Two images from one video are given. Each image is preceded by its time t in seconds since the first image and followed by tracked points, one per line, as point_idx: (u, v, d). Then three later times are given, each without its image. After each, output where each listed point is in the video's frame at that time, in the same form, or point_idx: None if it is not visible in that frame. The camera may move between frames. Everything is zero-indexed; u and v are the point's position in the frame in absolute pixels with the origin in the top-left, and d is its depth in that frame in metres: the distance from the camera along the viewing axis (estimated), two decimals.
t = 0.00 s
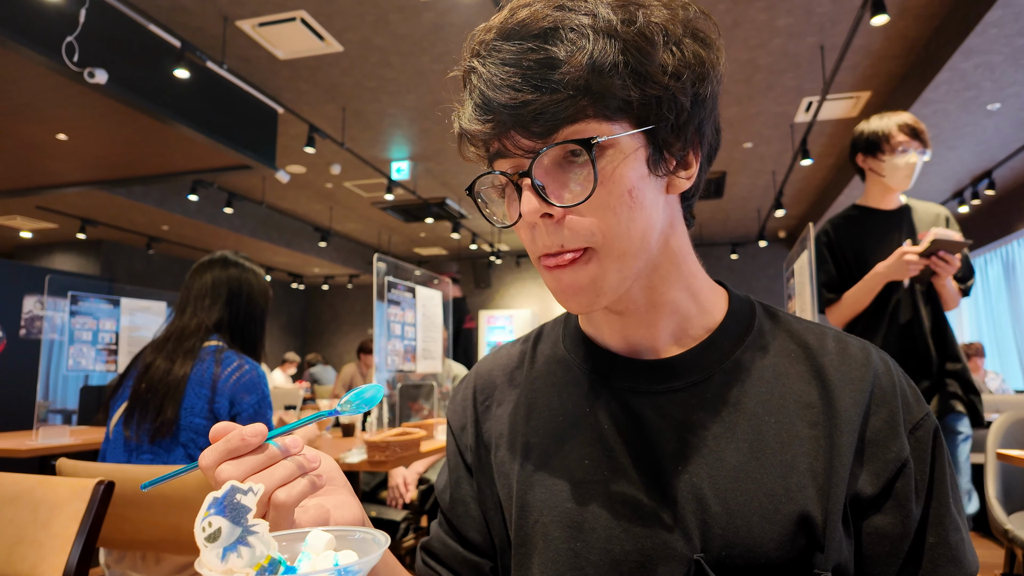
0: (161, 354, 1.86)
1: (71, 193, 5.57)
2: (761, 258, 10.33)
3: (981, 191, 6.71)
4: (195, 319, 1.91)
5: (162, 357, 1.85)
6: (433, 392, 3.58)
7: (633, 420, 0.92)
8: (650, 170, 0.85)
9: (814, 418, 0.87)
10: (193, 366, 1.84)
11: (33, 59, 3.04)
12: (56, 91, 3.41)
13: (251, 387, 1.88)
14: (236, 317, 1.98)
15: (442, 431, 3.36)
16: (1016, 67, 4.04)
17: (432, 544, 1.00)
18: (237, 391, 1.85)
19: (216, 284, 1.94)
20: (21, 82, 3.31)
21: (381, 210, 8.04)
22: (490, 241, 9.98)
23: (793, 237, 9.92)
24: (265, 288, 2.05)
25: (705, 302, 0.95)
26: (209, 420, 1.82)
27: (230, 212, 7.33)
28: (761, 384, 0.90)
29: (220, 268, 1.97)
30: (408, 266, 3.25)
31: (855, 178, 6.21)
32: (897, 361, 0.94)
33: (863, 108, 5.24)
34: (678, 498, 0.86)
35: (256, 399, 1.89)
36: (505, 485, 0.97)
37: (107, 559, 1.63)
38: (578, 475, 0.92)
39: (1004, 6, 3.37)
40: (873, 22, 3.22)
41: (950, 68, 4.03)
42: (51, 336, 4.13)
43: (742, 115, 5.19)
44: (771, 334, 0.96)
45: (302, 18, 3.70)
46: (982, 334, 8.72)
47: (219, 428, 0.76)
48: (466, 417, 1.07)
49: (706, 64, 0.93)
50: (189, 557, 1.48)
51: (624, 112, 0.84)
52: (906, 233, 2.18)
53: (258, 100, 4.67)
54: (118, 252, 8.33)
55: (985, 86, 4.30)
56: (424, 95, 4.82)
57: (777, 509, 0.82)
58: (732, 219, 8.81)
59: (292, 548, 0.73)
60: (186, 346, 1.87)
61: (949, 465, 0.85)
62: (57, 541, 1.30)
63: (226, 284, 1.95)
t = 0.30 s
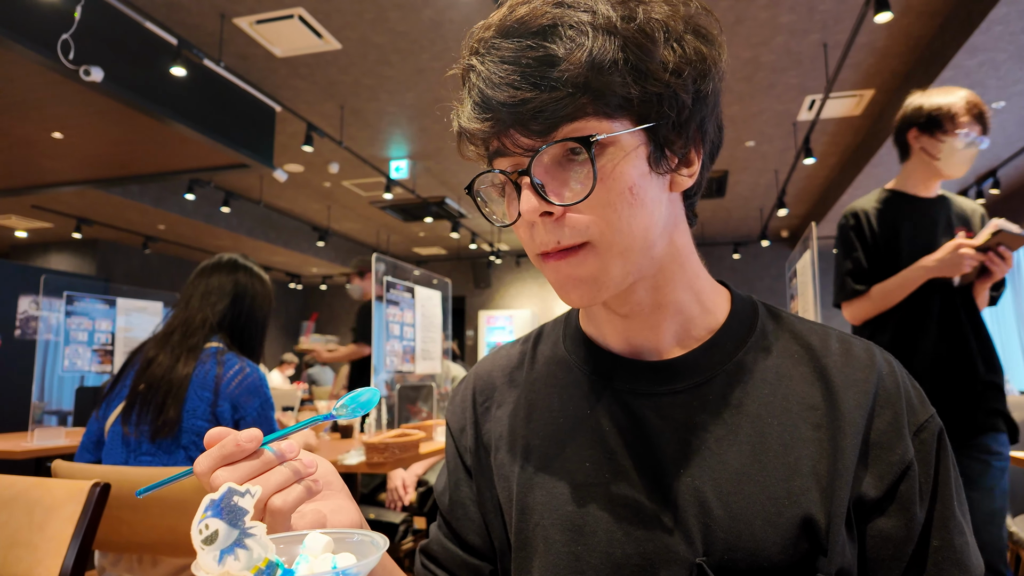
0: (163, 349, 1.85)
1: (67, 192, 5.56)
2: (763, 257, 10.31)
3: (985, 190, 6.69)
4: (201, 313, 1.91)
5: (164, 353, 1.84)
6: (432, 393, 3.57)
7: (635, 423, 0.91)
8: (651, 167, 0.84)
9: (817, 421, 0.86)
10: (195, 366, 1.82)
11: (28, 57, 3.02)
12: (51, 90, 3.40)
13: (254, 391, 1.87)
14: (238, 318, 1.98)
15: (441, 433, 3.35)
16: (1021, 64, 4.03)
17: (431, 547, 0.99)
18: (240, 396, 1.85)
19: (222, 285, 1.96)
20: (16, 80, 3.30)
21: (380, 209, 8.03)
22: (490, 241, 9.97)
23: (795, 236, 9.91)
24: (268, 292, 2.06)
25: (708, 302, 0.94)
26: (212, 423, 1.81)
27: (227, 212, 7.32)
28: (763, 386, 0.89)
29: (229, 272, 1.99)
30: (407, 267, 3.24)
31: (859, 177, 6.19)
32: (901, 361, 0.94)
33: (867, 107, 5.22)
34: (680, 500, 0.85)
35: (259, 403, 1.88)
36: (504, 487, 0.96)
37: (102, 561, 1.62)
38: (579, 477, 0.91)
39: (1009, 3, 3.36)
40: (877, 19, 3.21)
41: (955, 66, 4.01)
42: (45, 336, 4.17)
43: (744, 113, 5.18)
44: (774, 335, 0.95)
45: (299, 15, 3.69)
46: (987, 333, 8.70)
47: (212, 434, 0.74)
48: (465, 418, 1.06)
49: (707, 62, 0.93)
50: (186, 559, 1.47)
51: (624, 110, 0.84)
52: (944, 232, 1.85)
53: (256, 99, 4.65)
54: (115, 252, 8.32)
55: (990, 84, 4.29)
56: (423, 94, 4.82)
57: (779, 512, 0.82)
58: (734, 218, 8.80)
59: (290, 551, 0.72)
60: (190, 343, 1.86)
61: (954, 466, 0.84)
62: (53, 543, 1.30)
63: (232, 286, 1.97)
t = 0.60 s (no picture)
0: (160, 349, 1.84)
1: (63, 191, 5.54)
2: (766, 257, 10.30)
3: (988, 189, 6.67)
4: (198, 313, 1.90)
5: (162, 353, 1.83)
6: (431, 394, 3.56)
7: (637, 425, 0.90)
8: (643, 165, 0.83)
9: (822, 422, 0.85)
10: (192, 367, 1.81)
11: (23, 54, 3.01)
12: (48, 87, 3.39)
13: (249, 393, 1.85)
14: (236, 319, 1.96)
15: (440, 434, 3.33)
16: None
17: (432, 550, 0.99)
18: (235, 397, 1.83)
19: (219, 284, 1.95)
20: (13, 78, 3.29)
21: (378, 208, 8.01)
22: (490, 240, 9.95)
23: (799, 236, 9.89)
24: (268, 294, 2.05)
25: (709, 301, 0.93)
26: (206, 426, 1.81)
27: (224, 211, 7.31)
28: (766, 387, 0.88)
29: (226, 271, 1.99)
30: (406, 266, 3.23)
31: (863, 176, 6.18)
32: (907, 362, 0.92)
33: (870, 105, 5.21)
34: (682, 502, 0.84)
35: (254, 405, 1.85)
36: (505, 490, 0.95)
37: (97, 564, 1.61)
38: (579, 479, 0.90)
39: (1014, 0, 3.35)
40: (881, 16, 3.20)
41: (959, 63, 4.00)
42: (39, 336, 4.15)
43: (746, 111, 5.17)
44: (777, 336, 0.94)
45: (297, 12, 3.68)
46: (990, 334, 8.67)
47: (218, 436, 0.74)
48: (466, 420, 1.05)
49: (699, 55, 0.91)
50: (182, 562, 1.46)
51: (612, 108, 0.83)
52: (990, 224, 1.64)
53: (253, 97, 4.64)
54: (111, 251, 8.31)
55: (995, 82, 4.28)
56: (422, 92, 4.80)
57: (784, 515, 0.81)
58: (737, 217, 8.78)
59: (287, 554, 0.72)
60: (187, 343, 1.86)
61: (960, 469, 0.83)
62: (47, 546, 1.29)
63: (230, 286, 1.96)
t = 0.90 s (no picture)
0: (151, 350, 1.83)
1: (58, 190, 5.52)
2: (768, 256, 10.29)
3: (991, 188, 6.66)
4: (188, 315, 1.87)
5: (153, 354, 1.82)
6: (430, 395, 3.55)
7: (638, 426, 0.90)
8: (632, 166, 0.83)
9: (823, 422, 0.85)
10: (181, 370, 1.80)
11: (18, 52, 2.99)
12: (44, 84, 3.37)
13: (239, 397, 1.81)
14: (228, 319, 1.94)
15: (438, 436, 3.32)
16: None
17: (430, 553, 0.97)
18: (226, 400, 1.80)
19: (209, 283, 1.91)
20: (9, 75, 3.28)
21: (377, 207, 7.99)
22: (489, 240, 9.94)
23: (802, 235, 9.88)
24: (259, 294, 2.02)
25: (709, 301, 0.92)
26: (196, 432, 1.79)
27: (222, 210, 7.29)
28: (767, 387, 0.87)
29: (215, 269, 1.94)
30: (405, 266, 3.22)
31: (866, 174, 6.17)
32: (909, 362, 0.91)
33: (874, 103, 5.20)
34: (681, 503, 0.84)
35: (243, 408, 1.81)
36: (505, 491, 0.94)
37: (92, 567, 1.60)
38: (578, 480, 0.90)
39: None
40: (884, 13, 3.19)
41: (964, 60, 4.00)
42: (36, 337, 4.14)
43: (749, 109, 5.16)
44: (778, 336, 0.93)
45: (295, 9, 3.67)
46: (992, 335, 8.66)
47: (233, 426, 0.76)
48: (465, 422, 1.04)
49: (690, 53, 0.90)
50: (178, 565, 1.45)
51: (597, 110, 0.83)
52: None
53: (252, 96, 4.62)
54: (106, 250, 8.28)
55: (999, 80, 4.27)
56: (421, 90, 4.79)
57: (784, 516, 0.80)
58: (740, 216, 8.77)
59: (285, 556, 0.72)
60: (178, 345, 1.83)
61: (962, 469, 0.82)
62: (43, 548, 1.28)
63: (220, 284, 1.92)
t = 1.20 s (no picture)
0: (141, 352, 1.81)
1: (53, 189, 5.49)
2: (771, 256, 10.28)
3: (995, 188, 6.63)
4: (177, 316, 1.86)
5: (143, 356, 1.80)
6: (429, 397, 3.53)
7: (639, 427, 0.89)
8: (632, 163, 0.82)
9: (824, 423, 0.84)
10: (174, 373, 1.78)
11: (13, 50, 2.98)
12: (39, 81, 3.36)
13: (234, 399, 1.81)
14: (219, 318, 1.94)
15: (437, 437, 3.32)
16: None
17: (430, 556, 0.96)
18: (221, 404, 1.79)
19: (199, 278, 1.91)
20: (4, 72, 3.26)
21: (375, 207, 7.98)
22: (489, 240, 9.93)
23: (804, 234, 9.86)
24: (244, 286, 2.02)
25: (710, 300, 0.92)
26: (192, 437, 1.78)
27: (218, 209, 7.28)
28: (768, 388, 0.86)
29: (203, 264, 1.94)
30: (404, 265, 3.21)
31: (870, 173, 6.16)
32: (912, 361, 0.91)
33: (877, 101, 5.20)
34: (682, 503, 0.83)
35: (239, 410, 1.81)
36: (505, 493, 0.93)
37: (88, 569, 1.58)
38: (578, 481, 0.89)
39: None
40: (888, 10, 3.19)
41: (968, 58, 3.99)
42: (31, 338, 4.18)
43: (752, 107, 5.15)
44: (779, 336, 0.93)
45: (292, 7, 3.66)
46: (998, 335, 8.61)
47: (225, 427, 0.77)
48: (465, 423, 1.03)
49: (688, 51, 0.89)
50: (174, 567, 1.44)
51: (596, 109, 0.82)
52: None
53: (248, 94, 4.60)
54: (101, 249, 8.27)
55: (1004, 79, 4.26)
56: (420, 87, 4.78)
57: (785, 517, 0.79)
58: (742, 216, 8.76)
59: (283, 559, 0.71)
60: (168, 347, 1.81)
61: (964, 470, 0.82)
62: (37, 552, 1.27)
63: (210, 278, 1.92)
